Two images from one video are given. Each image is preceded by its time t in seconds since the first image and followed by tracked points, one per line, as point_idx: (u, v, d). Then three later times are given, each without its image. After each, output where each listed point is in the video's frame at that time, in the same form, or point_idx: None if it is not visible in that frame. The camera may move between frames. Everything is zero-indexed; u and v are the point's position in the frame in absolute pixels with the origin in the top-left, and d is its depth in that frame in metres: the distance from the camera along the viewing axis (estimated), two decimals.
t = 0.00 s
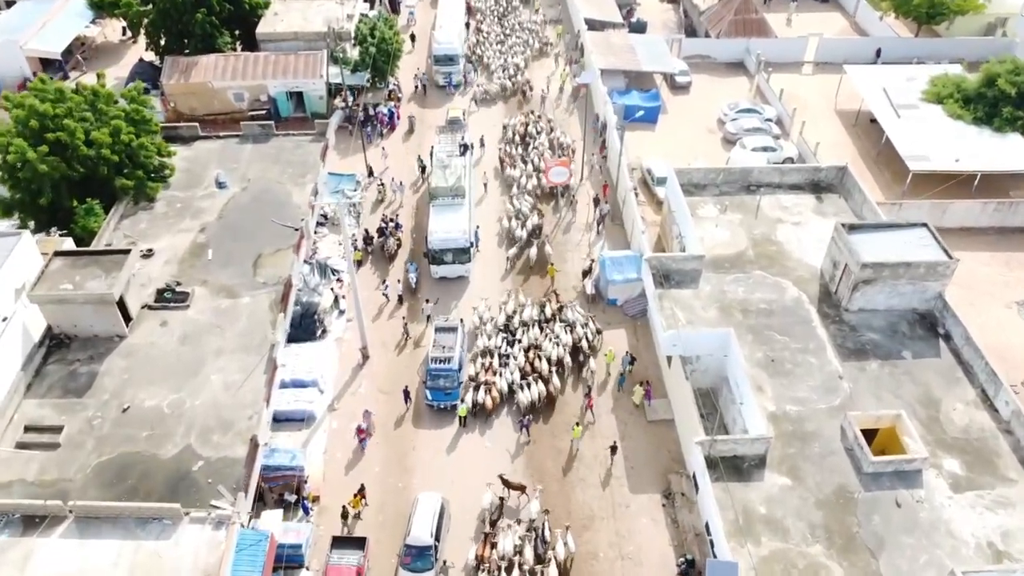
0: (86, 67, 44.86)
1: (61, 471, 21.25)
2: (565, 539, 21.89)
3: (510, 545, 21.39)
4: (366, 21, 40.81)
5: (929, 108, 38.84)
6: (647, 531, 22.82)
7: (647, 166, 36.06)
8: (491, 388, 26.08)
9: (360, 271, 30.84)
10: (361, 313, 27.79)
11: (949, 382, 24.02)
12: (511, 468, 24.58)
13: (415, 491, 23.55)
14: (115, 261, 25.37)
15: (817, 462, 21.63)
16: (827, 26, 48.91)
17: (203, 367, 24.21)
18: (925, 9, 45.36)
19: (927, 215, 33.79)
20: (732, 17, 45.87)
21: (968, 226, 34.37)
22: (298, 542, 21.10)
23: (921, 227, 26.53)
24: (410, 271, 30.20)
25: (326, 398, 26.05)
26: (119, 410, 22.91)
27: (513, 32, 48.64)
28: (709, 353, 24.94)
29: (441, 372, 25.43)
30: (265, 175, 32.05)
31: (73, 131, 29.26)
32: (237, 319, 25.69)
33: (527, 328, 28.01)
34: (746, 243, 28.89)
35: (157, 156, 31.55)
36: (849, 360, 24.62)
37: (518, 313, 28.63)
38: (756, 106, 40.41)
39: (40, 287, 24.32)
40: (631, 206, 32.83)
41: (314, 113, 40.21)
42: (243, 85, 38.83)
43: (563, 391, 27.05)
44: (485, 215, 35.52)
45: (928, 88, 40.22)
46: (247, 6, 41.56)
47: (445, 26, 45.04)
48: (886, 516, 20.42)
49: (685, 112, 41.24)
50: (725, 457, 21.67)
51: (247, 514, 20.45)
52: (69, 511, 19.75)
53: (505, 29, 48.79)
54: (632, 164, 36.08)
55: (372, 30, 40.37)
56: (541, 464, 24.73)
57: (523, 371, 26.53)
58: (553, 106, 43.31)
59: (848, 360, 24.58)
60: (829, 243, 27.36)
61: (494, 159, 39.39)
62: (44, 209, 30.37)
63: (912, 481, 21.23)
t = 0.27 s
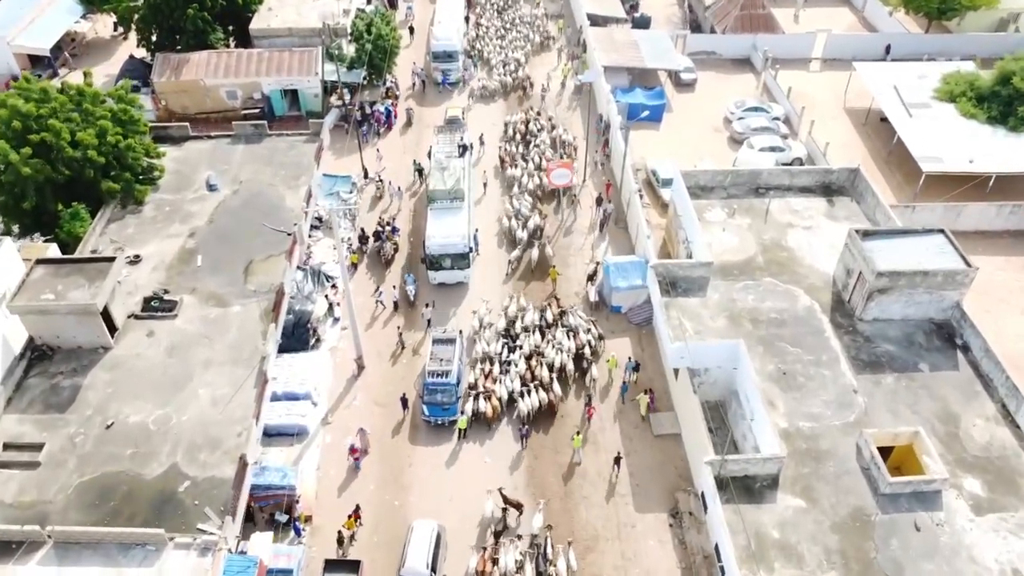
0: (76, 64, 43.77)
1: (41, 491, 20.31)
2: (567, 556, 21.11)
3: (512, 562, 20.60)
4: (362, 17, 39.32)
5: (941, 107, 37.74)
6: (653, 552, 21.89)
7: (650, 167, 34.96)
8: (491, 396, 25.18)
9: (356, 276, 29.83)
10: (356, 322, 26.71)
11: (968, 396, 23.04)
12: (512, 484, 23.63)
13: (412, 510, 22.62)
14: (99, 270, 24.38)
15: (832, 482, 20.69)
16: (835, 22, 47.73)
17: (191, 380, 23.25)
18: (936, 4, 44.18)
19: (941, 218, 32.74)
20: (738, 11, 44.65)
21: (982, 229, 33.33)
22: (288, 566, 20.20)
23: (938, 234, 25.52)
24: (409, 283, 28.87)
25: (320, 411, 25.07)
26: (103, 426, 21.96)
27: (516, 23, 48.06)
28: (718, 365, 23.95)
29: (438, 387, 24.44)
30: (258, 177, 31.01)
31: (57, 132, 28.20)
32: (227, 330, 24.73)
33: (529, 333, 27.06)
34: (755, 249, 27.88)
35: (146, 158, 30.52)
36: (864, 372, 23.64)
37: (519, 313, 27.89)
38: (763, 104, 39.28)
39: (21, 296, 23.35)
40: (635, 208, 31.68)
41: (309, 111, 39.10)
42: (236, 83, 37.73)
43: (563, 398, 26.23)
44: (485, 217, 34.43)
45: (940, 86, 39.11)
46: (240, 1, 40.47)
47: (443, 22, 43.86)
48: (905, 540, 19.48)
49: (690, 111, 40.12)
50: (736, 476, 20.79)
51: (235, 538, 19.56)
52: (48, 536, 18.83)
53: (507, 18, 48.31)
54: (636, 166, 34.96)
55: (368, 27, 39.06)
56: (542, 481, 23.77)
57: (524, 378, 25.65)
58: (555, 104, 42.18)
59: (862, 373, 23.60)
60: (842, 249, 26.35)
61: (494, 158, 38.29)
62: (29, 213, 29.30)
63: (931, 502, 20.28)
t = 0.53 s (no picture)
0: (66, 62, 42.80)
1: (22, 512, 19.48)
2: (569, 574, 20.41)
3: None
4: (359, 15, 38.73)
5: (952, 107, 36.80)
6: (659, 573, 21.08)
7: (654, 168, 34.00)
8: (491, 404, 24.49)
9: (351, 282, 28.93)
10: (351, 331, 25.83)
11: (986, 410, 22.21)
12: (512, 501, 22.79)
13: (408, 529, 21.81)
14: (85, 279, 23.52)
15: (846, 502, 19.87)
16: (842, 19, 46.72)
17: (180, 393, 22.42)
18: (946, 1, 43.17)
19: (953, 221, 31.83)
20: (743, 8, 43.65)
21: (996, 233, 32.44)
22: None
23: (953, 240, 24.67)
24: (406, 297, 27.77)
25: (313, 425, 24.23)
26: (87, 442, 21.12)
27: (516, 19, 47.03)
28: (726, 378, 23.13)
29: (436, 402, 23.53)
30: (250, 180, 30.12)
31: (43, 134, 27.22)
32: (217, 340, 23.89)
33: (530, 340, 26.37)
34: (763, 255, 27.00)
35: (135, 160, 29.64)
36: (878, 386, 22.80)
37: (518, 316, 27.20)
38: (770, 103, 38.33)
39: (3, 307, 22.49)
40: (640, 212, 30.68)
41: (304, 111, 38.11)
42: (229, 82, 36.80)
43: (564, 406, 25.47)
44: (485, 220, 33.49)
45: (951, 85, 38.17)
46: None
47: (441, 18, 42.91)
48: (923, 564, 18.67)
49: (694, 110, 39.17)
50: (746, 496, 20.02)
51: (224, 562, 18.84)
52: (28, 561, 18.02)
53: (507, 15, 47.29)
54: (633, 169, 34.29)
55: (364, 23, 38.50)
56: (544, 497, 22.95)
57: (523, 387, 24.96)
58: (556, 103, 41.22)
59: (876, 387, 22.76)
60: (854, 256, 25.49)
61: (494, 158, 37.35)
62: (13, 218, 28.31)
63: (950, 523, 19.45)
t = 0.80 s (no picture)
0: (54, 60, 41.64)
1: None
2: None
3: None
4: (354, 11, 37.30)
5: (966, 107, 35.68)
6: None
7: (659, 172, 32.88)
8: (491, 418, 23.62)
9: (345, 291, 27.89)
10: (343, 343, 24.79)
11: (1008, 430, 21.21)
12: (512, 524, 21.82)
13: (404, 555, 20.84)
14: (66, 291, 22.51)
15: (863, 530, 18.91)
16: (850, 16, 45.51)
17: (164, 413, 21.44)
18: None
19: (969, 227, 30.76)
20: (750, 5, 42.41)
21: (1012, 239, 31.39)
22: None
23: (973, 251, 23.63)
24: (403, 317, 26.34)
25: (305, 444, 23.24)
26: (66, 465, 20.14)
27: (515, 16, 45.66)
28: (736, 396, 22.13)
29: (432, 422, 22.40)
30: (241, 184, 29.05)
31: (25, 138, 26.47)
32: (205, 355, 22.90)
33: (531, 349, 25.48)
34: (774, 264, 25.96)
35: (122, 164, 28.50)
36: (895, 404, 21.80)
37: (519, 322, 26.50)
38: (778, 103, 37.24)
39: None
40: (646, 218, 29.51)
41: (299, 111, 37.06)
42: (221, 81, 35.67)
43: (565, 416, 24.63)
44: (484, 226, 32.35)
45: (964, 85, 37.05)
46: None
47: (440, 16, 41.57)
48: None
49: (700, 110, 38.03)
50: (759, 524, 19.05)
51: None
52: None
53: (507, 12, 45.93)
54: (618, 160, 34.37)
55: (360, 21, 36.96)
56: (545, 518, 21.99)
57: (524, 399, 24.06)
58: (557, 102, 40.10)
59: (893, 405, 21.76)
60: (868, 266, 24.46)
61: (494, 160, 36.21)
62: None
63: (973, 552, 18.47)
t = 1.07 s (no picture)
0: (42, 61, 40.49)
1: None
2: None
3: None
4: (350, 12, 35.91)
5: (981, 111, 34.57)
6: None
7: (665, 179, 31.75)
8: (491, 431, 22.83)
9: (339, 305, 26.90)
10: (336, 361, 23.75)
11: None
12: (512, 553, 20.83)
13: None
14: (45, 309, 21.46)
15: (883, 566, 17.89)
16: (860, 16, 44.34)
17: (147, 437, 20.42)
18: None
19: (985, 237, 29.69)
20: (757, 5, 41.19)
21: None
22: None
23: (995, 265, 22.58)
24: (399, 343, 25.05)
25: (296, 468, 22.24)
26: (43, 495, 19.11)
27: (516, 13, 44.88)
28: (748, 419, 21.11)
29: (427, 449, 21.15)
30: (231, 193, 27.98)
31: (5, 144, 25.35)
32: (190, 376, 21.87)
33: (531, 363, 24.66)
34: (785, 278, 24.90)
35: (107, 173, 27.54)
36: (914, 428, 20.76)
37: (522, 333, 25.79)
38: (785, 107, 36.17)
39: None
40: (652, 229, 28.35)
41: (292, 115, 36.09)
42: (211, 85, 34.60)
43: (567, 434, 23.76)
44: (484, 236, 31.24)
45: (978, 88, 35.92)
46: None
47: (439, 16, 40.12)
48: None
49: (705, 114, 36.92)
50: (773, 559, 18.23)
51: None
52: None
53: (507, 9, 45.06)
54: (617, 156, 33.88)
55: (356, 22, 35.59)
56: (546, 546, 21.00)
57: (525, 415, 23.23)
58: (558, 105, 39.00)
59: (912, 429, 20.72)
60: (885, 281, 23.40)
61: (493, 165, 35.09)
62: None
63: None
